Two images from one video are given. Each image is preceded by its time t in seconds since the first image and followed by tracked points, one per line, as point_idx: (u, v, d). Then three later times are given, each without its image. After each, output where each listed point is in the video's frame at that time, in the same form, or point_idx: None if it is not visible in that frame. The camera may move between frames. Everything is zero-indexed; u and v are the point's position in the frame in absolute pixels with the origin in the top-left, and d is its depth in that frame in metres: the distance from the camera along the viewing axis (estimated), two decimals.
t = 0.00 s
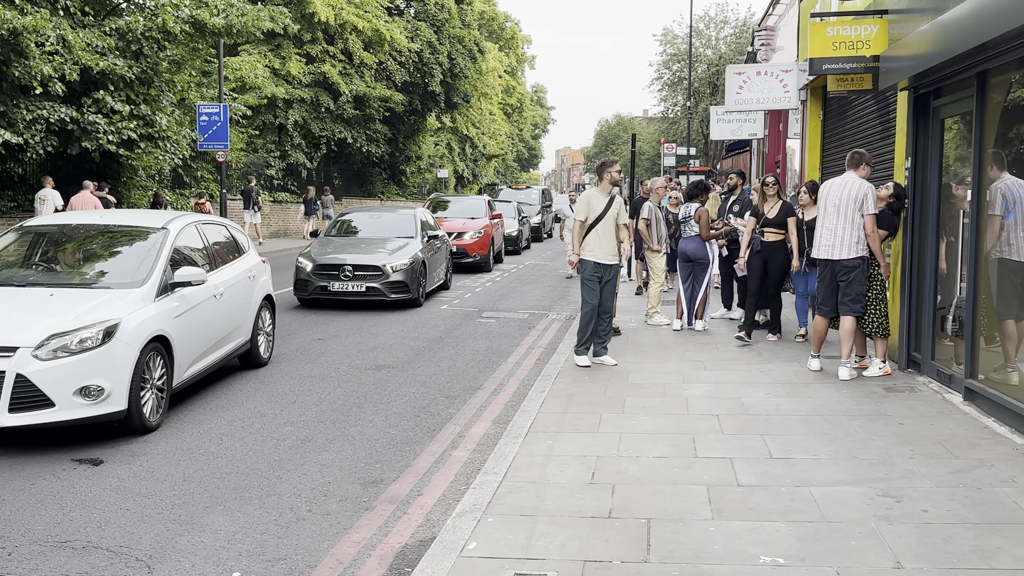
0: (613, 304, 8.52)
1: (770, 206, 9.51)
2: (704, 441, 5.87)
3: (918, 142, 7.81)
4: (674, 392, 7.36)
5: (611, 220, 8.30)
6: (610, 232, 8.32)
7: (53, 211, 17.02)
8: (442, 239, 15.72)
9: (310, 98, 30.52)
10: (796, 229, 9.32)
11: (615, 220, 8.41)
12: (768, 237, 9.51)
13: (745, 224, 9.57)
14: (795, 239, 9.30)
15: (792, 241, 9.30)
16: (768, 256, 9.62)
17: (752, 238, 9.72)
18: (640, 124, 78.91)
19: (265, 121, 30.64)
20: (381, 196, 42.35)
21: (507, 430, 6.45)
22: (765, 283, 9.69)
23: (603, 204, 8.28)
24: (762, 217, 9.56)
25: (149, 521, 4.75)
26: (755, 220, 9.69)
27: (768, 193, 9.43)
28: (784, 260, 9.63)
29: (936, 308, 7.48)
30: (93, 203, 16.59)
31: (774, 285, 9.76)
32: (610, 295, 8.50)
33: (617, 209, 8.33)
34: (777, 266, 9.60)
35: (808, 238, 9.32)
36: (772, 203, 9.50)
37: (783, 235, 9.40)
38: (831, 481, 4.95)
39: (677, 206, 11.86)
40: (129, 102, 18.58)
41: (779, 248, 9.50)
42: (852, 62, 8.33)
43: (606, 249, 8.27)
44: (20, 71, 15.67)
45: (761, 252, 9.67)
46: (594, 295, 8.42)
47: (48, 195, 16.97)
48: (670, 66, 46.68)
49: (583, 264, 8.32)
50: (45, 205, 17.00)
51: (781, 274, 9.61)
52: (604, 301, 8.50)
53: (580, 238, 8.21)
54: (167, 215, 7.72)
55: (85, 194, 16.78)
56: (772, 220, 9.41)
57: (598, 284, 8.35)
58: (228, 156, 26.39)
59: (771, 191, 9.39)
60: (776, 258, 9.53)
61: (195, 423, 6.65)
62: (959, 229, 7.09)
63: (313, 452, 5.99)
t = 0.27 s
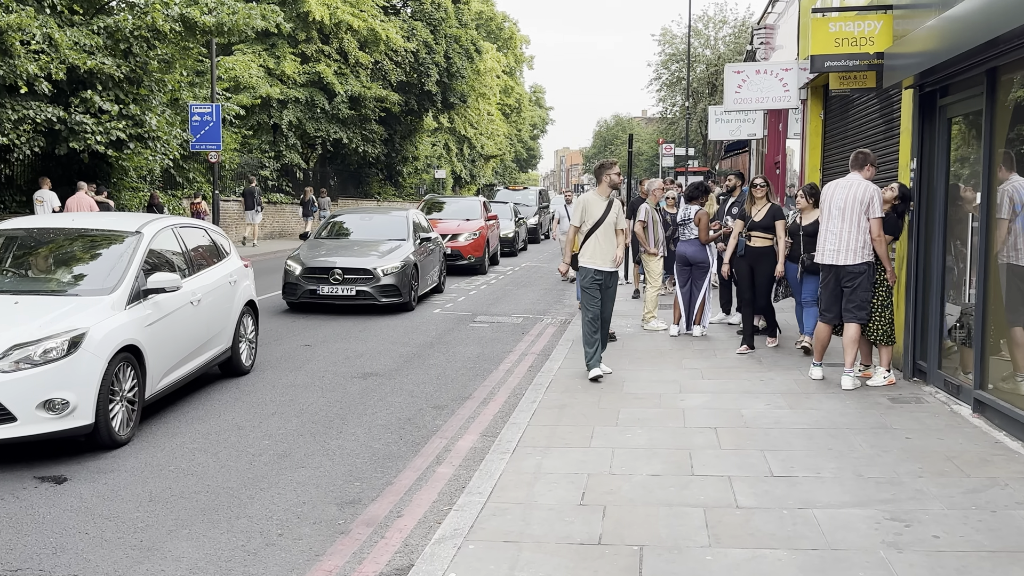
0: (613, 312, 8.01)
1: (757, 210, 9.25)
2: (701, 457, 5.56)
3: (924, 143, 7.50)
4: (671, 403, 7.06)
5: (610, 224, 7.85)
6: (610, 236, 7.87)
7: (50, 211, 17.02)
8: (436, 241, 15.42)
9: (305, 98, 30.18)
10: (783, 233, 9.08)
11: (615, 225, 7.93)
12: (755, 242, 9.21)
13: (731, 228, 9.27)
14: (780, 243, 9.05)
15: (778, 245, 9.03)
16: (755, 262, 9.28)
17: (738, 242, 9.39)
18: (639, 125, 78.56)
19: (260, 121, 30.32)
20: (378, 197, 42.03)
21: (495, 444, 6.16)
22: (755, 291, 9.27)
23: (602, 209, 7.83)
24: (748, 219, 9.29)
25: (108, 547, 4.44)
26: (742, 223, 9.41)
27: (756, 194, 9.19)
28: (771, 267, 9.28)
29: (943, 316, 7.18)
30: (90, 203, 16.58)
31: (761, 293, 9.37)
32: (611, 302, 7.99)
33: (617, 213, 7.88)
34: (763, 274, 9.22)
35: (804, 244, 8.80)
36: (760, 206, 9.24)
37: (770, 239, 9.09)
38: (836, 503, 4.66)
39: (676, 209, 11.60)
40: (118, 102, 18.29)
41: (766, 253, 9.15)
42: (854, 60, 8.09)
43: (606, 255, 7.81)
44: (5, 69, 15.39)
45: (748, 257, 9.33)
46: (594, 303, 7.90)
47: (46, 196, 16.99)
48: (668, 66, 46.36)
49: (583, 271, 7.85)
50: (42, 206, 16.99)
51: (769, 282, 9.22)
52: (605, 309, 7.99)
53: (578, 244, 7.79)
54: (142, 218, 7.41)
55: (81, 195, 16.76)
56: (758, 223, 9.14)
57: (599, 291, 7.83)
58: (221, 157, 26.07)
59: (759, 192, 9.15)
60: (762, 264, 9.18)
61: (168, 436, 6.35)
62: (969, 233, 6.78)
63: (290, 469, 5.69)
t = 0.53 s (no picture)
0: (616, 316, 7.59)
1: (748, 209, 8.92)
2: (700, 467, 5.27)
3: (931, 138, 7.22)
4: (668, 409, 6.76)
5: (605, 222, 7.47)
6: (606, 235, 7.49)
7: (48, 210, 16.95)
8: (429, 241, 15.13)
9: (299, 96, 29.87)
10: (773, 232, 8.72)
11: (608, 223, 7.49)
12: (746, 241, 8.81)
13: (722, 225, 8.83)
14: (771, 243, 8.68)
15: (770, 244, 8.65)
16: (746, 263, 8.85)
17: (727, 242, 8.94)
18: (636, 125, 78.27)
19: (253, 119, 30.01)
20: (373, 197, 41.72)
21: (484, 453, 5.86)
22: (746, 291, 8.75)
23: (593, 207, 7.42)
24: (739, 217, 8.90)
25: (65, 566, 4.14)
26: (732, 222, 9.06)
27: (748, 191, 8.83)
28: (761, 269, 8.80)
29: (952, 318, 6.90)
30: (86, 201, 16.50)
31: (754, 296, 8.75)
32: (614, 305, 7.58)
33: (613, 210, 7.50)
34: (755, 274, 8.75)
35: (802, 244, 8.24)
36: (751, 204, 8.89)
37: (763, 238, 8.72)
38: (844, 518, 4.37)
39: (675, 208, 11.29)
40: (106, 99, 18.00)
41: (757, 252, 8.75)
42: (859, 50, 7.81)
43: (602, 254, 7.44)
44: None
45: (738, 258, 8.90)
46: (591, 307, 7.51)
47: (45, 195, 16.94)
48: (666, 65, 46.07)
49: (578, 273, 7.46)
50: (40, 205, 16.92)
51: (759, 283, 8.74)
52: (607, 313, 7.57)
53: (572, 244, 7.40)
54: (118, 215, 7.12)
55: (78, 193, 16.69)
56: (750, 222, 8.76)
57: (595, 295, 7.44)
58: (212, 156, 25.75)
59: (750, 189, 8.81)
60: (753, 264, 8.72)
61: (141, 445, 6.06)
62: (980, 230, 6.50)
63: (267, 480, 5.40)
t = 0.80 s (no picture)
0: (613, 324, 7.01)
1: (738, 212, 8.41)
2: (700, 488, 4.96)
3: (939, 138, 6.92)
4: (665, 422, 6.46)
5: (601, 224, 7.01)
6: (601, 238, 7.03)
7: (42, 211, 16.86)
8: (420, 243, 14.81)
9: (291, 96, 29.53)
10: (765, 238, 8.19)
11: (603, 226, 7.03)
12: (736, 248, 8.24)
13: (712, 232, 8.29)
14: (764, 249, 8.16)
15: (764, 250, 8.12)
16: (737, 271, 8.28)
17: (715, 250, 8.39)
18: (632, 125, 77.98)
19: (244, 119, 29.68)
20: (367, 198, 41.37)
21: (470, 471, 5.54)
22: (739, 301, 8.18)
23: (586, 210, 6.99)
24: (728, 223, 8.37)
25: None
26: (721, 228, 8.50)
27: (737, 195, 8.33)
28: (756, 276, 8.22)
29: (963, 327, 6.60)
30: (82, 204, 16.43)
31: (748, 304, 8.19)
32: (610, 312, 7.01)
33: (607, 212, 7.05)
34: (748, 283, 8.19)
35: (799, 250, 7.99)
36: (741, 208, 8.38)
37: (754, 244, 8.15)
38: (854, 548, 4.06)
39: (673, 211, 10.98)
40: (91, 99, 17.67)
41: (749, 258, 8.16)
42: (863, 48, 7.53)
43: (598, 259, 6.97)
44: None
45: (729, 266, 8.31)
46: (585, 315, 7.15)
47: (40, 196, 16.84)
48: (662, 65, 45.77)
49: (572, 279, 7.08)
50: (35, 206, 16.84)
51: (754, 292, 8.17)
52: (603, 321, 7.00)
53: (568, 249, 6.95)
54: (89, 219, 6.81)
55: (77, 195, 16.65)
56: (739, 227, 8.24)
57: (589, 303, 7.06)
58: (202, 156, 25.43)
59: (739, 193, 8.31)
60: (746, 272, 8.18)
61: (109, 462, 5.74)
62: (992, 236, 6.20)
63: (239, 502, 5.08)
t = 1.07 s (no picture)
0: (599, 338, 6.51)
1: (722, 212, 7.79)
2: (691, 505, 4.66)
3: (941, 135, 6.64)
4: (656, 432, 6.16)
5: (593, 227, 6.54)
6: (594, 242, 6.57)
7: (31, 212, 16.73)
8: (408, 244, 14.49)
9: (280, 95, 29.19)
10: (751, 238, 7.58)
11: (597, 229, 6.56)
12: (720, 249, 7.65)
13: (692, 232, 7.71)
14: (749, 251, 7.57)
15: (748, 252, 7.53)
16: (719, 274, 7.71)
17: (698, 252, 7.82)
18: (626, 125, 77.81)
19: (233, 119, 29.34)
20: (359, 198, 41.05)
21: (449, 486, 5.23)
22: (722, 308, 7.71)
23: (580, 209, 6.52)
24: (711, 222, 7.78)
25: None
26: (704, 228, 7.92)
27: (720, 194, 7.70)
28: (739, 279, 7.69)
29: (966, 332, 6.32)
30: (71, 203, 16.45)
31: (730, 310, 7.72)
32: (598, 325, 6.52)
33: (602, 213, 6.56)
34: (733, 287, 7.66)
35: (786, 254, 7.59)
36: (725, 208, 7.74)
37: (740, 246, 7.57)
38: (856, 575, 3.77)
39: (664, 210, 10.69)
40: (73, 97, 17.35)
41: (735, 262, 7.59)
42: (862, 41, 7.26)
43: (589, 265, 6.53)
44: None
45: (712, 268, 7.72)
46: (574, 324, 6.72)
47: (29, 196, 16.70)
48: (656, 65, 45.51)
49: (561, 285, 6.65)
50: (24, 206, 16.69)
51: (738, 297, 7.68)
52: (591, 335, 6.52)
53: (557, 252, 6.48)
54: (54, 219, 6.50)
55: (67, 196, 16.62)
56: (723, 228, 7.65)
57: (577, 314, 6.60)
58: (189, 156, 25.09)
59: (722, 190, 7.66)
60: (729, 276, 7.64)
61: (68, 479, 5.42)
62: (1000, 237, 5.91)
63: (202, 522, 4.76)
